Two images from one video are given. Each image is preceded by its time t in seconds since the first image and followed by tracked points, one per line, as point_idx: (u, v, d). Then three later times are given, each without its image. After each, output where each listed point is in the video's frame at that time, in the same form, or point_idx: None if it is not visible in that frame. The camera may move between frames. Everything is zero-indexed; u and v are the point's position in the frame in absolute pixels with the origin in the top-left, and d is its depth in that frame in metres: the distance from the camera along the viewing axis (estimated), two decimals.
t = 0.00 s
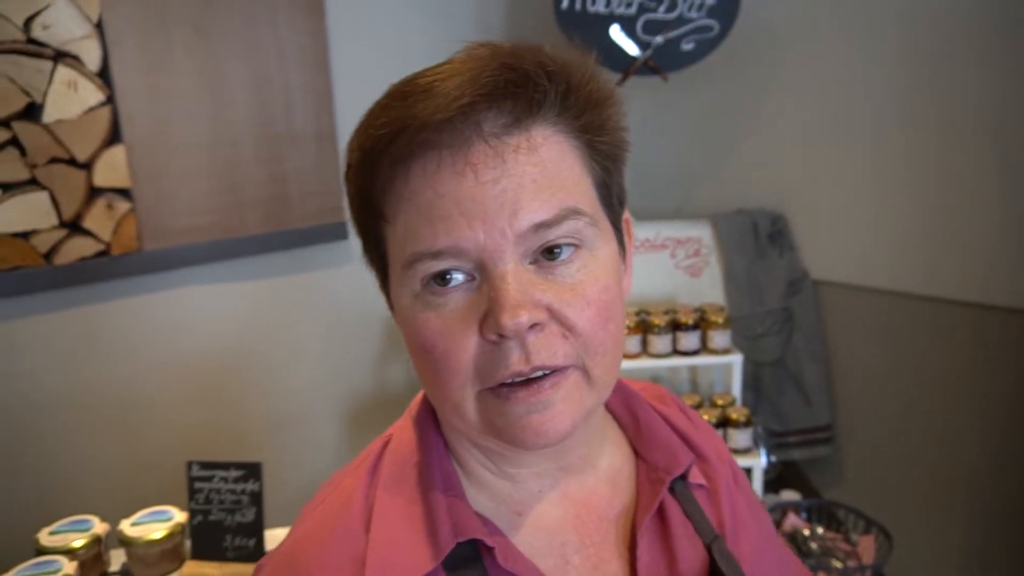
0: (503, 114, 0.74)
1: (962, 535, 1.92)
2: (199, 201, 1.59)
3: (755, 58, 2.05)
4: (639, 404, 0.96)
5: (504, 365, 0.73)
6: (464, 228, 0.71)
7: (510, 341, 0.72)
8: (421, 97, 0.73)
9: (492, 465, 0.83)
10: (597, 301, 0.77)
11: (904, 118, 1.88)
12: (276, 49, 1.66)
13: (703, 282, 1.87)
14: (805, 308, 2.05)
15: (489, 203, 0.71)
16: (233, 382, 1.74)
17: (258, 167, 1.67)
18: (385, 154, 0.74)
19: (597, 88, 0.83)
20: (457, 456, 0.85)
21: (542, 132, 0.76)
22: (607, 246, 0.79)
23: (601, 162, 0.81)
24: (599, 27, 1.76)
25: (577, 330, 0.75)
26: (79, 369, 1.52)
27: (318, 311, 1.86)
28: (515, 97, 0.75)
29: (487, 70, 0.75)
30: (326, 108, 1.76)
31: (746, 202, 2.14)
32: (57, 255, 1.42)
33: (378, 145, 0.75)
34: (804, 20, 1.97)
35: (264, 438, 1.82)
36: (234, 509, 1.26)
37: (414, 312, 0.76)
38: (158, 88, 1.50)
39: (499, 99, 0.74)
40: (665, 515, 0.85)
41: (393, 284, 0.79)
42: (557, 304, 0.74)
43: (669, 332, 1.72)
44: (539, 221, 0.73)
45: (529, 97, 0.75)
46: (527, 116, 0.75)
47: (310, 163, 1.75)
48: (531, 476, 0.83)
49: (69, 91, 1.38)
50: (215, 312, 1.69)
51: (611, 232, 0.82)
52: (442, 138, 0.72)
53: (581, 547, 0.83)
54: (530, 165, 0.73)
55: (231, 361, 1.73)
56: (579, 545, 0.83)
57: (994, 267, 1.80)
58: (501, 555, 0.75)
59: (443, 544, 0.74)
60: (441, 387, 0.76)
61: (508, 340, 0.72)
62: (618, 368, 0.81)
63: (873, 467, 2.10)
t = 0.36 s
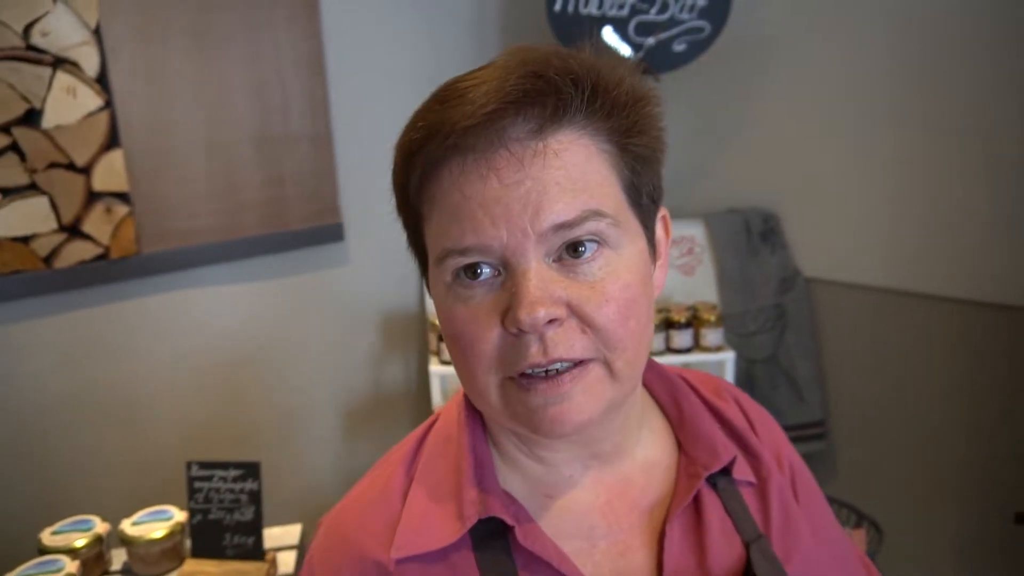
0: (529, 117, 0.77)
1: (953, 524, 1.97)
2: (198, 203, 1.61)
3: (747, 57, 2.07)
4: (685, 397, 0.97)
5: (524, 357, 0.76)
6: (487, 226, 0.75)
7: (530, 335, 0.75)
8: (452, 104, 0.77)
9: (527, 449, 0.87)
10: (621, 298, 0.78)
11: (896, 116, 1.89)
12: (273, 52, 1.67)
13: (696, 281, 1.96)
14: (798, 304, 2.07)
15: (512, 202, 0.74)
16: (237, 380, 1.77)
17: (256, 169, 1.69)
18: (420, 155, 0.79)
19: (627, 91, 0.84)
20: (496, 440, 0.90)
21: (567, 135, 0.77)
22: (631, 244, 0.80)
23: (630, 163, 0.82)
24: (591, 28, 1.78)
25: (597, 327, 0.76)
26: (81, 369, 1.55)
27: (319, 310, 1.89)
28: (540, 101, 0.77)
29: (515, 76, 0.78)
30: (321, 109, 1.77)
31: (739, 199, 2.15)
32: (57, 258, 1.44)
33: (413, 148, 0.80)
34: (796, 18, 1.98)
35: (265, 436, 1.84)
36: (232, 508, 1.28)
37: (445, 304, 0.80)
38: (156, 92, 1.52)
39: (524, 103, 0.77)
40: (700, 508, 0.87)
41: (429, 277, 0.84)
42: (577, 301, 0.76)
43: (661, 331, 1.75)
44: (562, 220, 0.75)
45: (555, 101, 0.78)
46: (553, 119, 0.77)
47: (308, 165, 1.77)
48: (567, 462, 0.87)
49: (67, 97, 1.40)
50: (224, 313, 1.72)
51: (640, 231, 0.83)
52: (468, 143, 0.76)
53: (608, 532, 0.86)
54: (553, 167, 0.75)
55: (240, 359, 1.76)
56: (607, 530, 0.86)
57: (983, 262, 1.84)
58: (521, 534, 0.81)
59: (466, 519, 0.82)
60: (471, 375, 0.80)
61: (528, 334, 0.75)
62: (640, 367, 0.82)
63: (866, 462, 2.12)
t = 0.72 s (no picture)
0: (546, 134, 0.74)
1: (942, 521, 1.98)
2: (182, 206, 1.59)
3: (736, 56, 2.07)
4: (682, 404, 0.97)
5: (525, 372, 0.76)
6: (497, 242, 0.73)
7: (532, 352, 0.75)
8: (469, 111, 0.74)
9: (521, 455, 0.86)
10: (627, 319, 0.77)
11: (882, 117, 1.91)
12: (259, 54, 1.66)
13: (685, 281, 1.99)
14: (786, 304, 2.07)
15: (523, 220, 0.73)
16: (225, 384, 1.75)
17: (242, 170, 1.67)
18: (430, 161, 0.76)
19: (647, 106, 0.81)
20: (489, 446, 0.89)
21: (583, 153, 0.76)
22: (640, 264, 0.79)
23: (643, 181, 0.80)
24: (579, 29, 1.78)
25: (601, 346, 0.76)
26: (64, 374, 1.52)
27: (308, 313, 1.87)
28: (559, 117, 0.74)
29: (535, 88, 0.74)
30: (307, 111, 1.76)
31: (727, 199, 2.15)
32: (39, 262, 1.42)
33: (423, 152, 0.76)
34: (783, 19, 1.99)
35: (253, 440, 1.82)
36: (218, 513, 1.27)
37: (448, 312, 0.79)
38: (140, 93, 1.50)
39: (543, 119, 0.74)
40: (693, 513, 0.86)
41: (431, 282, 0.82)
42: (582, 319, 0.76)
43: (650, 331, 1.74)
44: (573, 240, 0.74)
45: (574, 117, 0.75)
46: (570, 137, 0.75)
47: (295, 166, 1.76)
48: (560, 469, 0.86)
49: (49, 98, 1.39)
50: (213, 313, 1.71)
51: (648, 250, 0.82)
52: (483, 155, 0.73)
53: (599, 539, 0.86)
54: (566, 187, 0.74)
55: (229, 362, 1.75)
56: (598, 537, 0.86)
57: (971, 264, 1.85)
58: (511, 540, 0.80)
59: (455, 522, 0.81)
60: (469, 386, 0.80)
61: (530, 351, 0.75)
62: (639, 383, 0.81)
63: (855, 461, 2.12)
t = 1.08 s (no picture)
0: (547, 133, 0.76)
1: (936, 518, 1.99)
2: (179, 209, 1.60)
3: (729, 55, 2.08)
4: (663, 406, 0.97)
5: (519, 368, 0.76)
6: (496, 236, 0.74)
7: (527, 348, 0.75)
8: (473, 106, 0.75)
9: (505, 457, 0.86)
10: (620, 318, 0.79)
11: (873, 117, 1.93)
12: (254, 57, 1.66)
13: (678, 279, 1.99)
14: (780, 303, 2.09)
15: (522, 215, 0.74)
16: (218, 386, 1.75)
17: (238, 173, 1.67)
18: (430, 157, 0.77)
19: (644, 113, 0.84)
20: (474, 449, 0.89)
21: (582, 153, 0.77)
22: (632, 265, 0.81)
23: (636, 185, 0.82)
24: (573, 30, 1.79)
25: (594, 343, 0.77)
26: (60, 377, 1.52)
27: (303, 315, 1.87)
28: (560, 117, 0.76)
29: (537, 89, 0.76)
30: (303, 113, 1.76)
31: (721, 199, 2.17)
32: (36, 265, 1.42)
33: (424, 146, 0.77)
34: (775, 20, 2.00)
35: (250, 441, 1.83)
36: (218, 514, 1.28)
37: (441, 309, 0.79)
38: (137, 96, 1.51)
39: (544, 118, 0.75)
40: (676, 515, 0.86)
41: (423, 279, 0.82)
42: (575, 318, 0.76)
43: (646, 330, 1.75)
44: (570, 237, 0.75)
45: (574, 118, 0.77)
46: (570, 137, 0.76)
47: (290, 168, 1.76)
48: (545, 471, 0.86)
49: (45, 102, 1.39)
50: (201, 316, 1.70)
51: (639, 253, 0.83)
52: (486, 150, 0.74)
53: (584, 542, 0.85)
54: (566, 185, 0.75)
55: (221, 365, 1.75)
56: (583, 540, 0.85)
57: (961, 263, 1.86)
58: (496, 543, 0.79)
59: (440, 528, 0.79)
60: (459, 383, 0.80)
61: (525, 346, 0.75)
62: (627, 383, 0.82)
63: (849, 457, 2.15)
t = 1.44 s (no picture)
0: (531, 142, 0.76)
1: (927, 511, 2.02)
2: (175, 208, 1.60)
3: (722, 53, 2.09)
4: (641, 406, 0.97)
5: (499, 375, 0.77)
6: (479, 245, 0.75)
7: (507, 356, 0.76)
8: (458, 113, 0.76)
9: (483, 458, 0.86)
10: (600, 328, 0.80)
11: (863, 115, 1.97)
12: (250, 57, 1.67)
13: (673, 277, 1.94)
14: (772, 300, 2.10)
15: (505, 225, 0.74)
16: (210, 388, 1.75)
17: (234, 173, 1.68)
18: (413, 161, 0.77)
19: (630, 121, 0.84)
20: (453, 449, 0.89)
21: (567, 162, 0.78)
22: (614, 274, 0.82)
23: (620, 193, 0.83)
24: (566, 30, 1.80)
25: (574, 353, 0.78)
26: (55, 377, 1.52)
27: (297, 315, 1.88)
28: (545, 126, 0.77)
29: (523, 96, 0.77)
30: (298, 113, 1.77)
31: (713, 196, 2.17)
32: (32, 264, 1.42)
33: (408, 151, 0.77)
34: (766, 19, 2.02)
35: (245, 441, 1.83)
36: (217, 510, 1.29)
37: (421, 312, 0.80)
38: (133, 97, 1.52)
39: (529, 127, 0.76)
40: (655, 516, 0.87)
41: (403, 282, 0.82)
42: (556, 326, 0.77)
43: (640, 326, 1.76)
44: (553, 247, 0.76)
45: (559, 127, 0.77)
46: (555, 146, 0.77)
47: (286, 167, 1.77)
48: (524, 472, 0.86)
49: (41, 102, 1.39)
50: (194, 318, 1.70)
51: (621, 261, 0.84)
52: (470, 158, 0.75)
53: (562, 542, 0.86)
54: (550, 195, 0.76)
55: (211, 369, 1.74)
56: (562, 540, 0.86)
57: (948, 257, 1.91)
58: (475, 545, 0.80)
59: (419, 531, 0.80)
60: (438, 390, 0.80)
61: (505, 354, 0.76)
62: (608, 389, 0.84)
63: (841, 452, 2.17)
